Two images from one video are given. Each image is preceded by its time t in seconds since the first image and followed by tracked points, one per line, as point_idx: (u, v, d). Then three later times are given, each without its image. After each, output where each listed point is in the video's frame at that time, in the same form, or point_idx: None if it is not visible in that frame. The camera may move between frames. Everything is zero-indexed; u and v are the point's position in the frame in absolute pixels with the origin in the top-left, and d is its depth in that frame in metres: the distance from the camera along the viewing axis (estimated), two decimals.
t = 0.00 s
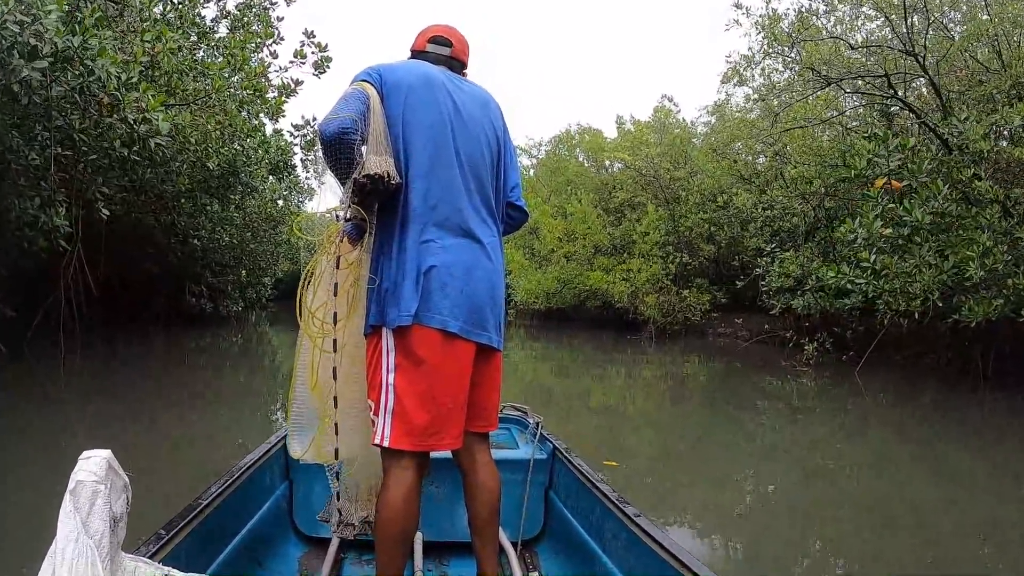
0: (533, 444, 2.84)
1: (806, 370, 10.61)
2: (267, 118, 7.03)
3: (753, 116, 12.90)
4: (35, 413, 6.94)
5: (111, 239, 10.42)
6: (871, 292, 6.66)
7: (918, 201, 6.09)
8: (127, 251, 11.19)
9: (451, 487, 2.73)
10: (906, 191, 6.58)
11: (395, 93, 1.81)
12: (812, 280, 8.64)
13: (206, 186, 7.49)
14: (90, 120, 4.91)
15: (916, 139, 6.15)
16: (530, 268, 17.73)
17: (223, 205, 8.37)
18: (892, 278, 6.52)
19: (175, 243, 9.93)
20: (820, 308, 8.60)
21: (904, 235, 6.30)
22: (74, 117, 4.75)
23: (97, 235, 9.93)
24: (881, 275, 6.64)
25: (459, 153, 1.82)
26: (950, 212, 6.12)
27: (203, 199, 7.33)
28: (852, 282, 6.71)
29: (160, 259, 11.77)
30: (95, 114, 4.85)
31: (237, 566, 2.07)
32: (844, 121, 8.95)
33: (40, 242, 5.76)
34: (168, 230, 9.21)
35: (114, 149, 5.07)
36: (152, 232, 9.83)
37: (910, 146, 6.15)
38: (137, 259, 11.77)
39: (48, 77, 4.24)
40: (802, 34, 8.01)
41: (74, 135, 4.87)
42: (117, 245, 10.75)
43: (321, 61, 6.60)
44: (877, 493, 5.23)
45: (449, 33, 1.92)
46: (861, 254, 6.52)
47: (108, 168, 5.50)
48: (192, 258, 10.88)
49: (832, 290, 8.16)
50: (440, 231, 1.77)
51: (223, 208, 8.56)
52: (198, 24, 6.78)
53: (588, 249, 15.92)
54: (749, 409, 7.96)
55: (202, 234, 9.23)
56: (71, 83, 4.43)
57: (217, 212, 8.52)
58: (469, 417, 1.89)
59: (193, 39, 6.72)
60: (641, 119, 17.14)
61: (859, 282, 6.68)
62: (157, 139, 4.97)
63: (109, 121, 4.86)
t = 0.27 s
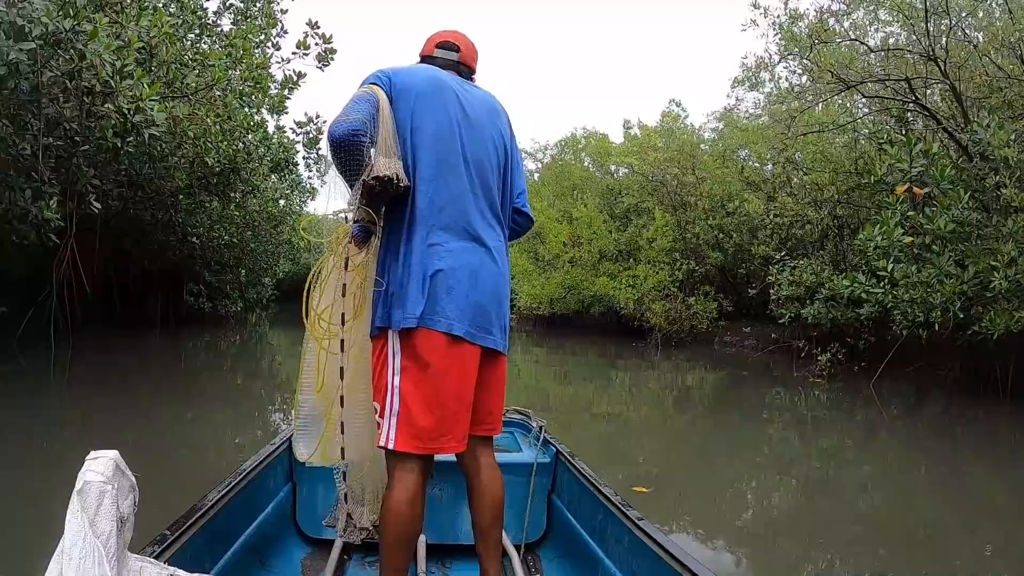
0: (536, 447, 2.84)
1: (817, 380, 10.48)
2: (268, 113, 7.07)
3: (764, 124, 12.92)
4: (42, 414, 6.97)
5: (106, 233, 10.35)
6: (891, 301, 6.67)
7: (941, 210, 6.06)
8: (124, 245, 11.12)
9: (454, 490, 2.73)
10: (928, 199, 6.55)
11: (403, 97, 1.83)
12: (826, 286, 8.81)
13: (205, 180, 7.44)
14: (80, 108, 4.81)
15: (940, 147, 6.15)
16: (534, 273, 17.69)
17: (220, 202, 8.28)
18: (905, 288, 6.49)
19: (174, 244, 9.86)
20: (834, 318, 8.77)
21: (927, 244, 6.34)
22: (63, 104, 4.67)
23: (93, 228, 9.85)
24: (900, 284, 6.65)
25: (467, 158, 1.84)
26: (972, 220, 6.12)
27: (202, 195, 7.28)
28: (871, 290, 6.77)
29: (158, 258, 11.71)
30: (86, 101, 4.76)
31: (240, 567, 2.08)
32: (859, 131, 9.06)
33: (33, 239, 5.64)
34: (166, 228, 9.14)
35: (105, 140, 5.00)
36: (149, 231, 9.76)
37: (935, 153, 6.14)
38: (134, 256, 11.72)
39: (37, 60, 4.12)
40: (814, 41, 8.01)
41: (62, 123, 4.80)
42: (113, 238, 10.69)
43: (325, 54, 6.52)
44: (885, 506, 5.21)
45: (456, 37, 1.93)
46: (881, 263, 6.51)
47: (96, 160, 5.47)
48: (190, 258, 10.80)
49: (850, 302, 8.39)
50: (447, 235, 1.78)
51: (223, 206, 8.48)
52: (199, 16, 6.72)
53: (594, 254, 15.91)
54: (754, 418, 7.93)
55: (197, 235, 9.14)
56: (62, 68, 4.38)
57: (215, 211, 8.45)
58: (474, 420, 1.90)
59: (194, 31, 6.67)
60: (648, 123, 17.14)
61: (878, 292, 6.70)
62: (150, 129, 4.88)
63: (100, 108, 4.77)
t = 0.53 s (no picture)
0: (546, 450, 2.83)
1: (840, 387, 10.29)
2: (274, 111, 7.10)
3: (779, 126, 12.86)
4: (58, 418, 7.02)
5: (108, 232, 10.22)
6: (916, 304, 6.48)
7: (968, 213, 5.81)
8: (128, 246, 11.01)
9: (464, 494, 2.73)
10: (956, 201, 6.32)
11: (411, 102, 1.83)
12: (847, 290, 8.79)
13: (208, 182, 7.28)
14: (76, 102, 4.57)
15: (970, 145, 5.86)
16: (544, 276, 17.64)
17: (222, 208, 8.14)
18: (928, 291, 6.36)
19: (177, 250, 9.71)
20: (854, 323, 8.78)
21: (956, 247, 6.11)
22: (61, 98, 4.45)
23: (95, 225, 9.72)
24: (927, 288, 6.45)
25: (475, 162, 1.83)
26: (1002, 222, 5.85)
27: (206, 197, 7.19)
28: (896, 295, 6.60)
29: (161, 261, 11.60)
30: (82, 95, 4.51)
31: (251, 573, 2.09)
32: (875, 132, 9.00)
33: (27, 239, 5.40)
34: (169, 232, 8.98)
35: (102, 136, 4.79)
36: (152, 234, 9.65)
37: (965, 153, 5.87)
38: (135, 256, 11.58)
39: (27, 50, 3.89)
40: (833, 42, 7.98)
41: (56, 118, 4.56)
42: (115, 237, 10.57)
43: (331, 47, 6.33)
44: (903, 514, 5.15)
45: (459, 40, 1.94)
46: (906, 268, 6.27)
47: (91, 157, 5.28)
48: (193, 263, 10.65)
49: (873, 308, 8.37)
50: (455, 239, 1.78)
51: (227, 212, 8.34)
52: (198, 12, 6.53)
53: (605, 258, 15.89)
54: (766, 426, 7.86)
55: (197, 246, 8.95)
56: (55, 59, 4.13)
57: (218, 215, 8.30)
58: (485, 425, 1.89)
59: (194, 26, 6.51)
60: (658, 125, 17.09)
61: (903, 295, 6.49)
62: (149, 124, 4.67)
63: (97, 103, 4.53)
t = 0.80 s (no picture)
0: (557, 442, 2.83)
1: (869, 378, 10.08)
2: (276, 102, 7.02)
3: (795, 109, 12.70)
4: (80, 420, 7.10)
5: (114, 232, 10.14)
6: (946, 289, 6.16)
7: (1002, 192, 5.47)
8: (135, 246, 10.92)
9: (476, 487, 2.73)
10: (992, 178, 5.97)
11: (414, 98, 1.82)
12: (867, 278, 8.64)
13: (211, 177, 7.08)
14: (62, 93, 4.26)
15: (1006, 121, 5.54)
16: (557, 267, 17.58)
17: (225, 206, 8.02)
18: (959, 274, 6.16)
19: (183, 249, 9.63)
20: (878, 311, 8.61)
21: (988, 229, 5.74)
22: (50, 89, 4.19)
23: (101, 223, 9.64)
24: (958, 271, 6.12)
25: (480, 155, 1.82)
26: None
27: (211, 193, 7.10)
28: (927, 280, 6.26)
29: (169, 261, 11.54)
30: (70, 87, 4.21)
31: (266, 571, 2.10)
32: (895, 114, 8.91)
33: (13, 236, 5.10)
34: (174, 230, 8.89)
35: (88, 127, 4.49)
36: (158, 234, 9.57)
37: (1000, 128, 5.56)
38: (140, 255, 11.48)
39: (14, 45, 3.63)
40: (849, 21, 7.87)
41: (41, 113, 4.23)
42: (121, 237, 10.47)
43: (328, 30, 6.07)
44: (928, 503, 5.10)
45: (461, 32, 1.93)
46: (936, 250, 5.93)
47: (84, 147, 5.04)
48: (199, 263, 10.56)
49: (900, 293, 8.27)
50: (461, 233, 1.78)
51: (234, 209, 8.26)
52: None
53: (619, 248, 15.87)
54: (785, 416, 7.81)
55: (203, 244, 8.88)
56: (37, 47, 3.80)
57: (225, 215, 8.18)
58: (495, 418, 1.89)
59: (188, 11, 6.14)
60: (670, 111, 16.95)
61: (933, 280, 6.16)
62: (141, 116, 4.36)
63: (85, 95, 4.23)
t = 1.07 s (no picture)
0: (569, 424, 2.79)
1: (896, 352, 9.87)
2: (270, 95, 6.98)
3: (804, 79, 12.51)
4: (97, 421, 7.12)
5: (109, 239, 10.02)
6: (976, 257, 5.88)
7: None
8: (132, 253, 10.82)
9: (488, 470, 2.70)
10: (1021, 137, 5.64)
11: (403, 80, 1.77)
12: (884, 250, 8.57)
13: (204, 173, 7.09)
14: (37, 90, 4.20)
15: None
16: (565, 251, 17.47)
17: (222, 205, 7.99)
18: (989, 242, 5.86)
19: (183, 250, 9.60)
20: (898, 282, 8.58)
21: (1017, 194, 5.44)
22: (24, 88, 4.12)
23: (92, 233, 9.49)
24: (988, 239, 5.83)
25: (473, 132, 1.77)
26: None
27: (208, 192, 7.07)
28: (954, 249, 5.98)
29: (167, 267, 11.43)
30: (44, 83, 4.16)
31: (278, 561, 2.08)
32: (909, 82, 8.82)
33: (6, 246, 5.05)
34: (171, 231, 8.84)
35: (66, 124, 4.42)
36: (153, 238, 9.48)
37: None
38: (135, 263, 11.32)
39: None
40: None
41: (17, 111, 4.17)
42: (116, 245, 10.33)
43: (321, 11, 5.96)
44: (948, 477, 5.04)
45: (448, 15, 1.86)
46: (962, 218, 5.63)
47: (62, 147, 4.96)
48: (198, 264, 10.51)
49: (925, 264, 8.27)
50: (457, 209, 1.73)
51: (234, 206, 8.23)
52: None
53: (627, 229, 15.72)
54: (801, 393, 7.73)
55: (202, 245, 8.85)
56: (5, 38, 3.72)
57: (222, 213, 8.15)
58: (501, 395, 1.84)
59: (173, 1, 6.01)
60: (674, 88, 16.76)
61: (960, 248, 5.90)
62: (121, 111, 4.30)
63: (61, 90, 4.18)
